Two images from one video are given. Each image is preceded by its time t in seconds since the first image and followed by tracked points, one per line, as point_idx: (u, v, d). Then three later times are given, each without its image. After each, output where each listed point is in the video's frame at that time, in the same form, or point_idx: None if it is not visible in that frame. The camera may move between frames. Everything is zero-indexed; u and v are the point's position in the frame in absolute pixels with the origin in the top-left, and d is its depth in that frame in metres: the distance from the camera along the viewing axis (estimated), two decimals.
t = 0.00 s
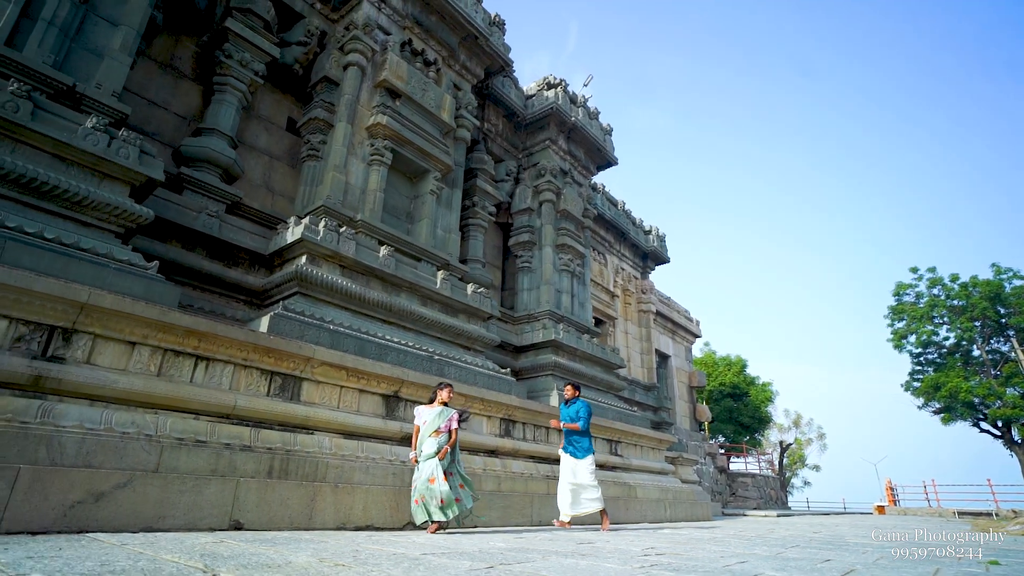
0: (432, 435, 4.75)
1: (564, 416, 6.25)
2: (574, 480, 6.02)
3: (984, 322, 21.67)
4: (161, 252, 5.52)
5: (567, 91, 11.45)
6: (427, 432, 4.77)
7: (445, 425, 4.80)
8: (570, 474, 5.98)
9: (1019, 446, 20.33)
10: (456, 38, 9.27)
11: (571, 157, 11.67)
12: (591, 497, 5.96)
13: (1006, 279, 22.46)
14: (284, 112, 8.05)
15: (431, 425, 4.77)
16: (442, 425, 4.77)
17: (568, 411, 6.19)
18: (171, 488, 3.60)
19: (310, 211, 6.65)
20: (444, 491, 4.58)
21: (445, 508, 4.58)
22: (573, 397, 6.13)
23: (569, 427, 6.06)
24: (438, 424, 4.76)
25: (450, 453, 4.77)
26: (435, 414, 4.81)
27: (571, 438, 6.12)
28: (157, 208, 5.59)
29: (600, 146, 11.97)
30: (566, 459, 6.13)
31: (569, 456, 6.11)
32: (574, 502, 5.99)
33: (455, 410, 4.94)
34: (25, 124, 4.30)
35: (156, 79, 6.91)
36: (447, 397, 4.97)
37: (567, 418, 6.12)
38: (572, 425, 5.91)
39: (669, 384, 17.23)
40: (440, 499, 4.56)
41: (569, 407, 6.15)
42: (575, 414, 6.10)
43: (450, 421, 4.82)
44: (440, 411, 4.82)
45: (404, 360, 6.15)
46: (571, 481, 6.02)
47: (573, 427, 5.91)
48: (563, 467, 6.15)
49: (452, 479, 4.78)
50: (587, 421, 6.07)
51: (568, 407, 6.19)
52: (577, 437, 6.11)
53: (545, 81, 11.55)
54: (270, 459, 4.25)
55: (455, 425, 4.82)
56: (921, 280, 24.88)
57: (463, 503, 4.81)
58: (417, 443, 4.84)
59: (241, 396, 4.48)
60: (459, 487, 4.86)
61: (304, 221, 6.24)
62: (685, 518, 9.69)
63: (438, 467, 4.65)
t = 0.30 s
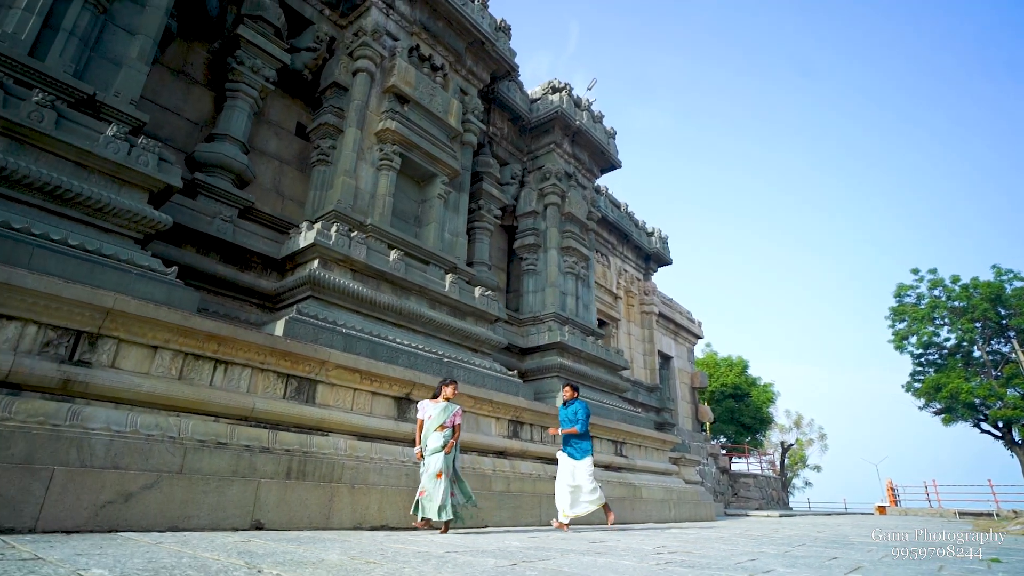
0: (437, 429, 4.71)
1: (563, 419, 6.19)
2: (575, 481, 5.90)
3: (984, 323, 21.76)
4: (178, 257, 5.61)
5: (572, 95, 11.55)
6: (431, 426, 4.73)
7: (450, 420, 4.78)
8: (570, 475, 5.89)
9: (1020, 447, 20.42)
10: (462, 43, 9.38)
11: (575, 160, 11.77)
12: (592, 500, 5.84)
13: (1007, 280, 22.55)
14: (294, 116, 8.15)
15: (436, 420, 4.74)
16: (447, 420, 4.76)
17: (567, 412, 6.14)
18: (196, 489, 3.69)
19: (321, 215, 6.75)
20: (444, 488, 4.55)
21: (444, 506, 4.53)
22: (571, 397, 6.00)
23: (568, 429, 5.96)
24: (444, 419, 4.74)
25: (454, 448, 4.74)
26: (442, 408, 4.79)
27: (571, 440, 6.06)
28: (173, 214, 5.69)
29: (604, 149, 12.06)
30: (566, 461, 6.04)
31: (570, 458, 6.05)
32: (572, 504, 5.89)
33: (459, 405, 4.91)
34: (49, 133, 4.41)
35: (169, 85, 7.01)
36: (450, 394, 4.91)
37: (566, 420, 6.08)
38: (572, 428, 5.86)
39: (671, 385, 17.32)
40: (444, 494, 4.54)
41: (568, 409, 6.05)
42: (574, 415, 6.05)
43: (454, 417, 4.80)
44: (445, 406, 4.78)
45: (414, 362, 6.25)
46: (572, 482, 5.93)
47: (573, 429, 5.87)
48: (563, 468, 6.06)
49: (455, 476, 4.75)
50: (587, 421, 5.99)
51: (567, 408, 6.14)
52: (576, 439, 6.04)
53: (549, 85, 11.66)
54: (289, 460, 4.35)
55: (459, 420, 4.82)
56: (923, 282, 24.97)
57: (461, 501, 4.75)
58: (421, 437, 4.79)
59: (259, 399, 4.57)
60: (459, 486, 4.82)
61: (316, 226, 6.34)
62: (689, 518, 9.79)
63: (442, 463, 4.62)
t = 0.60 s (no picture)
0: (442, 429, 4.75)
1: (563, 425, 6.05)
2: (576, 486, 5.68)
3: (985, 324, 21.86)
4: (193, 262, 5.72)
5: (576, 99, 11.66)
6: (436, 426, 4.77)
7: (454, 420, 4.83)
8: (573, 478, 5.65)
9: (1020, 447, 20.51)
10: (469, 48, 9.48)
11: (579, 163, 11.87)
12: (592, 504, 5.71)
13: (1007, 281, 22.64)
14: (303, 121, 8.25)
15: (441, 420, 4.78)
16: (451, 420, 4.80)
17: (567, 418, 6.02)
18: (219, 490, 3.79)
19: (332, 220, 6.86)
20: (447, 487, 4.57)
21: (443, 504, 4.54)
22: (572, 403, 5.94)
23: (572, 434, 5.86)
24: (448, 419, 4.78)
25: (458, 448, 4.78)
26: (448, 408, 4.84)
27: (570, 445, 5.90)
28: (188, 219, 5.79)
29: (608, 152, 12.16)
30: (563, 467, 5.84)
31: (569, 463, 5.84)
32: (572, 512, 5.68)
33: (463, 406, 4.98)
34: (72, 142, 4.51)
35: (181, 91, 7.11)
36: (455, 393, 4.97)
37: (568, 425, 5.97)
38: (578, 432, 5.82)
39: (673, 386, 17.42)
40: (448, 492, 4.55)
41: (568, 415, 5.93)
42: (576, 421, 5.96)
43: (459, 417, 4.86)
44: (450, 407, 4.84)
45: (424, 365, 6.36)
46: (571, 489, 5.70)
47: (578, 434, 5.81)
48: (561, 475, 5.85)
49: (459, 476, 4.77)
50: (588, 429, 5.90)
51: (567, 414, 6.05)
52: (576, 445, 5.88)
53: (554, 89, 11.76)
54: (306, 462, 4.45)
55: (463, 421, 4.88)
56: (923, 283, 25.06)
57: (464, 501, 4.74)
58: (425, 437, 4.82)
59: (276, 401, 4.67)
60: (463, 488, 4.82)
61: (327, 231, 6.44)
62: (693, 518, 9.90)
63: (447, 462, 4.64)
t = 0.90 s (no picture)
0: (444, 435, 4.72)
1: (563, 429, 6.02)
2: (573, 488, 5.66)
3: (985, 325, 21.96)
4: (208, 266, 5.81)
5: (580, 103, 11.76)
6: (438, 432, 4.72)
7: (458, 426, 4.80)
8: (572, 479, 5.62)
9: (1020, 448, 20.62)
10: (475, 53, 9.58)
11: (584, 166, 11.98)
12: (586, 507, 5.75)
13: (1007, 283, 22.73)
14: (312, 126, 8.35)
15: (443, 426, 4.73)
16: (454, 426, 4.77)
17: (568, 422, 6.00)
18: (240, 490, 3.89)
19: (342, 224, 6.96)
20: (452, 492, 4.58)
21: (447, 509, 4.55)
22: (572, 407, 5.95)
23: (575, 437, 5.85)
24: (451, 425, 4.74)
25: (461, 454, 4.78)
26: (450, 414, 4.79)
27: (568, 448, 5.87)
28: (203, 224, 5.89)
29: (612, 156, 12.26)
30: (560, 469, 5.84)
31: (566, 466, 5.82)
32: (574, 515, 5.66)
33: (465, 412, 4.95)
34: (94, 150, 4.62)
35: (193, 97, 7.22)
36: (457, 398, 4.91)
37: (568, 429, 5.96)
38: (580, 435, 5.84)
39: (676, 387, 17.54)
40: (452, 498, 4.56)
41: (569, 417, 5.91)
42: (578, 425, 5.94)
43: (462, 423, 4.83)
44: (452, 412, 4.80)
45: (434, 367, 6.46)
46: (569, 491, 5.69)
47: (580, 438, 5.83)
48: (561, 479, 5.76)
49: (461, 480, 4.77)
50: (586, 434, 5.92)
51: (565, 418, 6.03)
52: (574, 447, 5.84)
53: (558, 93, 11.87)
54: (322, 463, 4.56)
55: (467, 426, 4.84)
56: (924, 284, 25.16)
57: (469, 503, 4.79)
58: (426, 443, 4.78)
59: (292, 404, 4.77)
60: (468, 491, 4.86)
61: (339, 236, 6.53)
62: (696, 518, 10.01)
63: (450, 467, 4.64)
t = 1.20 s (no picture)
0: (448, 441, 4.76)
1: (563, 426, 5.95)
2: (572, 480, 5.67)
3: (985, 326, 22.05)
4: (222, 271, 5.91)
5: (584, 107, 11.86)
6: (441, 437, 4.76)
7: (460, 432, 4.85)
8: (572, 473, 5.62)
9: (1020, 448, 20.72)
10: (481, 58, 9.68)
11: (587, 169, 12.08)
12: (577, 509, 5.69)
13: (1007, 284, 22.82)
14: (320, 131, 8.45)
15: (446, 432, 4.77)
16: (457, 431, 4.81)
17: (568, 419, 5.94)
18: (260, 491, 3.99)
19: (353, 229, 7.06)
20: (456, 502, 4.61)
21: (452, 519, 4.57)
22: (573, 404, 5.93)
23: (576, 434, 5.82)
24: (453, 431, 4.78)
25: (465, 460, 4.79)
26: (453, 419, 4.84)
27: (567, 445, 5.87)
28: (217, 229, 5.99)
29: (616, 159, 12.36)
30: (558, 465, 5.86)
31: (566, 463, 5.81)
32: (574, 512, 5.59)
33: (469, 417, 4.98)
34: (114, 158, 4.72)
35: (205, 103, 7.31)
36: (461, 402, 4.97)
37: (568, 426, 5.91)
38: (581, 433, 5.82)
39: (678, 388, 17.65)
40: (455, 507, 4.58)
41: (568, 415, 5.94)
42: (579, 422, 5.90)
43: (465, 428, 4.86)
44: (455, 418, 4.84)
45: (444, 370, 6.56)
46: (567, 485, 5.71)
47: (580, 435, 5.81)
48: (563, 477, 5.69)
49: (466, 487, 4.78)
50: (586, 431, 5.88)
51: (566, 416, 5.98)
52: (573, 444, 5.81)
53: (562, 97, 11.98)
54: (338, 464, 4.66)
55: (469, 430, 4.87)
56: (924, 285, 25.24)
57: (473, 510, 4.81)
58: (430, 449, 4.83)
59: (308, 407, 4.87)
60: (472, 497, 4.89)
61: (350, 240, 6.64)
62: (700, 518, 10.12)
63: (453, 475, 4.67)
